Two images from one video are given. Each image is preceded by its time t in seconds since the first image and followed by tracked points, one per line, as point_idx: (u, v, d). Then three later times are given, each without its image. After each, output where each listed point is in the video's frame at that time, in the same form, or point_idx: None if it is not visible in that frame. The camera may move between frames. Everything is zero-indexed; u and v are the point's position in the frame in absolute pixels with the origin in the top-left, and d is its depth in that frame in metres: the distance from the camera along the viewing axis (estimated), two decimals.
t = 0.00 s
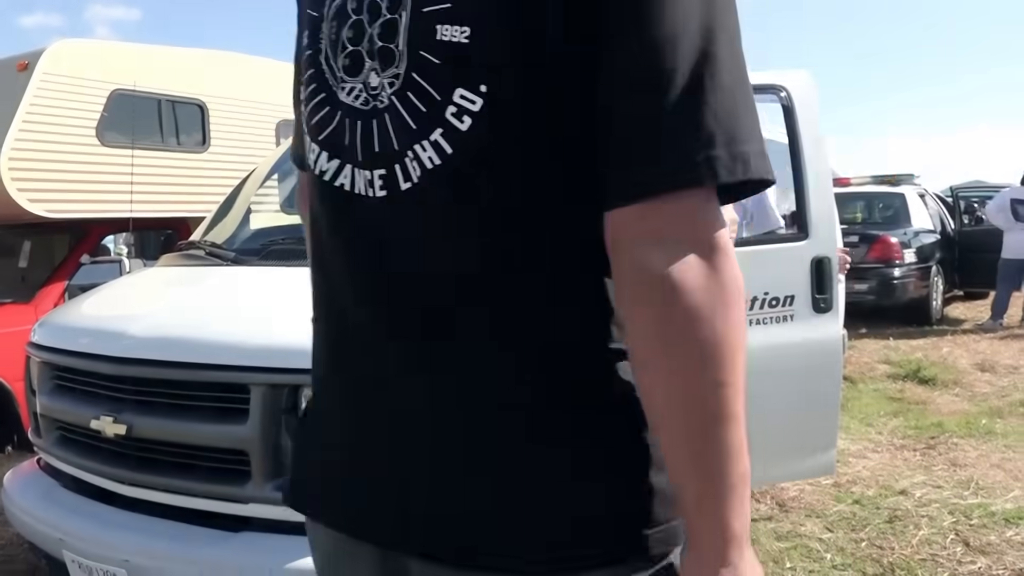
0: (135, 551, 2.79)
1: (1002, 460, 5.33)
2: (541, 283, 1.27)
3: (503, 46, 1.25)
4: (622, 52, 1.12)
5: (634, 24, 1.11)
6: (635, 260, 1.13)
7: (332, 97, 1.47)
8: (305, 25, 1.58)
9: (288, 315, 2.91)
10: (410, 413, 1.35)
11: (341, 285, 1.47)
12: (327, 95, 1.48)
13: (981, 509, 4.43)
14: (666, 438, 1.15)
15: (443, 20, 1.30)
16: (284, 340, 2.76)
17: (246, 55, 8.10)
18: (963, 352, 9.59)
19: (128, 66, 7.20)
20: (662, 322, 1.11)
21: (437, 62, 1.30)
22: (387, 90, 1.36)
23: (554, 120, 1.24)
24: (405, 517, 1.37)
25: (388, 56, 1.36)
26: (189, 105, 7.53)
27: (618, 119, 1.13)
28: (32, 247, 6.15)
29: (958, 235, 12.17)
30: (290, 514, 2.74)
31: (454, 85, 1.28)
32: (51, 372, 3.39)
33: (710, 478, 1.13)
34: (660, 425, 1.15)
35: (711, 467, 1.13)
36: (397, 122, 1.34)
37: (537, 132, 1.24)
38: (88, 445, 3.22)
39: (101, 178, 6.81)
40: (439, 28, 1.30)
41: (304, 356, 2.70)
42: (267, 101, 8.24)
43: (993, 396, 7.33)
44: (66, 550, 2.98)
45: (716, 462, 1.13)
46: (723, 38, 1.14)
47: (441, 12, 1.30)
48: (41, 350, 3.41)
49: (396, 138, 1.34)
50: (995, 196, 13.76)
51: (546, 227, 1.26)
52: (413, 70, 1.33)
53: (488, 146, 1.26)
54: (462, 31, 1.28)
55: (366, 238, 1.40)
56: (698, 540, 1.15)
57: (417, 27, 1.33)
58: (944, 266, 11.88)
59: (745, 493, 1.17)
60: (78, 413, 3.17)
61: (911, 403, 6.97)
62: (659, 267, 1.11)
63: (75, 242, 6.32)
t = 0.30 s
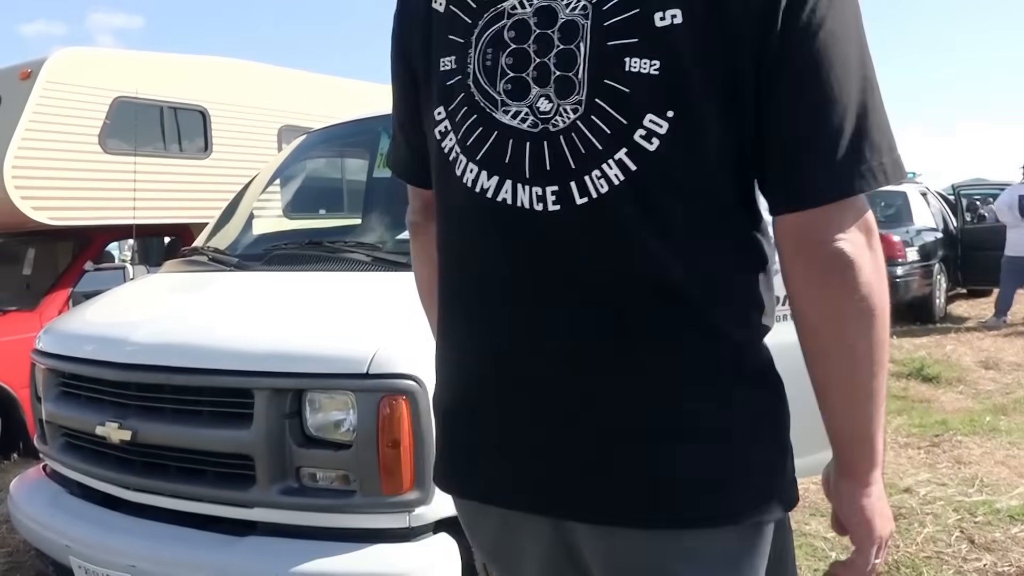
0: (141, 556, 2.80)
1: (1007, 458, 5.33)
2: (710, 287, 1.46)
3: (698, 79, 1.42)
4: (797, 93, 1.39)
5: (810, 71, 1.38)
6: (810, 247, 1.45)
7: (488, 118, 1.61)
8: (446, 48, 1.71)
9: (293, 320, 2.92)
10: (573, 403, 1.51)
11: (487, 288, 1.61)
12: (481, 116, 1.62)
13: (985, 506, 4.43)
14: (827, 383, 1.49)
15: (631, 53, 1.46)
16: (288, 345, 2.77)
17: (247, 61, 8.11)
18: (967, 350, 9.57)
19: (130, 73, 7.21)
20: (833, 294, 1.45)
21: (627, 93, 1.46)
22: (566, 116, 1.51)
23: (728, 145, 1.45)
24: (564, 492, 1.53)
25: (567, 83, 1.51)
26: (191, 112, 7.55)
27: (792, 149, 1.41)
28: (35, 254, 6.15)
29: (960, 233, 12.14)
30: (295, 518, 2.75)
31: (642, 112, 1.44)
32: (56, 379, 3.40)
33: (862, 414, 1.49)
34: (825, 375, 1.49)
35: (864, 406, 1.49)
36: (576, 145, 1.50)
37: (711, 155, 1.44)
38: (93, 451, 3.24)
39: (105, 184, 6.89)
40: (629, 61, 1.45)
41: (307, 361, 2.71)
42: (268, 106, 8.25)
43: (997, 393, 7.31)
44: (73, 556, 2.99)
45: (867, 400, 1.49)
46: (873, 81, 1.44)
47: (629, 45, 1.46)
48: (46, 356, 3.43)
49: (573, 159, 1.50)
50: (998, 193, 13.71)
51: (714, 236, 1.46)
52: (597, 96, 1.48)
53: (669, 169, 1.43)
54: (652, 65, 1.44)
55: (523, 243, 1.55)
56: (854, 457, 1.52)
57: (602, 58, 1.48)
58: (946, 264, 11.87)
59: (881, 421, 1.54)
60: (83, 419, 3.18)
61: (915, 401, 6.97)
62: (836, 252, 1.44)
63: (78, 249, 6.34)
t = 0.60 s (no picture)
0: (142, 560, 2.81)
1: (1007, 454, 5.33)
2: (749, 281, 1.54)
3: (748, 90, 1.48)
4: (836, 109, 1.48)
5: (849, 90, 1.47)
6: (855, 238, 1.52)
7: (551, 118, 1.61)
8: (508, 51, 1.68)
9: (293, 323, 2.92)
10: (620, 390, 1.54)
11: (534, 278, 1.63)
12: (542, 114, 1.62)
13: (986, 503, 4.43)
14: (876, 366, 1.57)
15: (689, 64, 1.50)
16: (288, 348, 2.77)
17: (245, 64, 8.10)
18: (966, 346, 9.57)
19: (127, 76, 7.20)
20: (879, 285, 1.52)
21: (684, 99, 1.50)
22: (626, 119, 1.54)
23: (772, 152, 1.52)
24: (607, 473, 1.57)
25: (626, 91, 1.55)
26: (188, 115, 7.55)
27: (828, 162, 1.50)
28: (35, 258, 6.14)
29: (959, 229, 12.15)
30: (296, 521, 2.75)
31: (696, 117, 1.49)
32: (56, 383, 3.41)
33: (915, 391, 1.57)
34: (876, 360, 1.56)
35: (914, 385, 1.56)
36: (633, 145, 1.53)
37: (755, 161, 1.50)
38: (94, 455, 3.24)
39: (103, 188, 6.84)
40: (687, 71, 1.50)
41: (307, 364, 2.71)
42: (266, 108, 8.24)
43: (997, 389, 7.32)
44: (74, 560, 3.00)
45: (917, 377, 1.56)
46: (905, 104, 1.54)
47: (685, 58, 1.50)
48: (46, 361, 3.43)
49: (628, 158, 1.53)
50: (997, 189, 13.71)
51: (751, 238, 1.54)
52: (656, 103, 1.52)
53: (722, 171, 1.49)
54: (706, 77, 1.49)
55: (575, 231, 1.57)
56: (905, 430, 1.60)
57: (662, 68, 1.52)
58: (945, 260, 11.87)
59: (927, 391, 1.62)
60: (83, 423, 3.19)
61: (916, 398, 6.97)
62: (880, 244, 1.50)
63: (77, 252, 6.33)
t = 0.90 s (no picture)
0: (146, 559, 2.81)
1: (1008, 456, 5.34)
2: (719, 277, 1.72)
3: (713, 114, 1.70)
4: (784, 125, 1.70)
5: (792, 109, 1.70)
6: (785, 233, 1.72)
7: (550, 141, 1.78)
8: (511, 88, 1.83)
9: (297, 322, 2.93)
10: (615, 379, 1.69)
11: (526, 280, 1.79)
12: (541, 137, 1.79)
13: (987, 504, 4.43)
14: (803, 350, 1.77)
15: (663, 91, 1.71)
16: (293, 347, 2.78)
17: (248, 66, 8.12)
18: (968, 349, 9.57)
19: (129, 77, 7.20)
20: (806, 274, 1.72)
21: (661, 121, 1.70)
22: (614, 140, 1.73)
23: (734, 168, 1.73)
24: (604, 455, 1.71)
25: (612, 116, 1.73)
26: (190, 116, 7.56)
27: (778, 171, 1.70)
28: (37, 258, 6.13)
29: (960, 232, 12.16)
30: (300, 520, 2.76)
31: (670, 135, 1.70)
32: (61, 382, 3.41)
33: (838, 372, 1.77)
34: (803, 343, 1.76)
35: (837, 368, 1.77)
36: (620, 161, 1.71)
37: (719, 172, 1.71)
38: (98, 455, 3.25)
39: (106, 189, 6.86)
40: (663, 96, 1.70)
41: (311, 363, 2.72)
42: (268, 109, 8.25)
43: (998, 391, 7.32)
44: (78, 559, 3.00)
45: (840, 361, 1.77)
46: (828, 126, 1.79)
47: (659, 86, 1.71)
48: (50, 360, 3.44)
49: (616, 170, 1.71)
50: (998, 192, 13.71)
51: (719, 239, 1.73)
52: (639, 125, 1.71)
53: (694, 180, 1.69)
54: (677, 102, 1.70)
55: (569, 235, 1.73)
56: (828, 412, 1.80)
57: (641, 95, 1.72)
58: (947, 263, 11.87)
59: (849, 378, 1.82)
60: (87, 423, 3.19)
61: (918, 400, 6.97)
62: (805, 238, 1.71)
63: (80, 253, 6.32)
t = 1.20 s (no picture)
0: (155, 541, 2.83)
1: (1011, 449, 5.35)
2: (689, 237, 1.98)
3: (679, 94, 1.96)
4: (736, 103, 1.95)
5: (743, 89, 1.96)
6: (734, 195, 1.99)
7: (540, 124, 2.03)
8: (503, 79, 2.09)
9: (304, 307, 2.95)
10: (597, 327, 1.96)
11: (525, 244, 2.05)
12: (532, 121, 2.04)
13: (990, 496, 4.45)
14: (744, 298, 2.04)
15: (636, 76, 1.96)
16: (301, 331, 2.80)
17: (253, 54, 8.13)
18: (971, 343, 9.56)
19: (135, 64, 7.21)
20: (751, 232, 1.99)
21: (635, 102, 1.95)
22: (594, 120, 1.98)
23: (697, 142, 1.99)
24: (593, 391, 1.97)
25: (592, 99, 1.98)
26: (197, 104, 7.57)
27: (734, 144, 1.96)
28: (43, 243, 6.13)
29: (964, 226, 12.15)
30: (308, 503, 2.78)
31: (643, 113, 1.95)
32: (69, 366, 3.43)
33: (774, 315, 2.04)
34: (744, 290, 2.03)
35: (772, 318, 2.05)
36: (602, 138, 1.96)
37: (684, 146, 1.96)
38: (106, 438, 3.26)
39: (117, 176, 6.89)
40: (635, 80, 1.95)
41: (320, 347, 2.73)
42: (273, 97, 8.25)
43: (1001, 385, 7.33)
44: (87, 541, 3.02)
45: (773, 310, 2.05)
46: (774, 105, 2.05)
47: (632, 71, 1.96)
48: (59, 344, 3.45)
49: (597, 146, 1.97)
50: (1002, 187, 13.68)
51: (688, 204, 1.98)
52: (616, 106, 1.96)
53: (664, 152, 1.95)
54: (648, 85, 1.95)
55: (560, 202, 2.00)
56: (759, 348, 2.07)
57: (616, 80, 1.97)
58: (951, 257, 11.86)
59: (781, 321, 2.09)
60: (96, 406, 3.21)
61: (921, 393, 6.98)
62: (753, 203, 1.98)
63: (85, 239, 6.27)
